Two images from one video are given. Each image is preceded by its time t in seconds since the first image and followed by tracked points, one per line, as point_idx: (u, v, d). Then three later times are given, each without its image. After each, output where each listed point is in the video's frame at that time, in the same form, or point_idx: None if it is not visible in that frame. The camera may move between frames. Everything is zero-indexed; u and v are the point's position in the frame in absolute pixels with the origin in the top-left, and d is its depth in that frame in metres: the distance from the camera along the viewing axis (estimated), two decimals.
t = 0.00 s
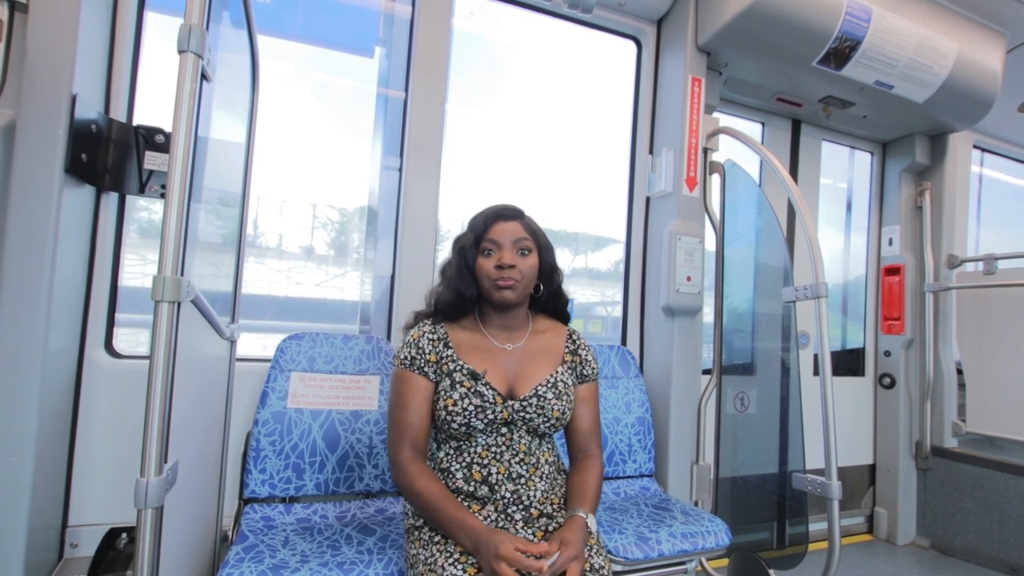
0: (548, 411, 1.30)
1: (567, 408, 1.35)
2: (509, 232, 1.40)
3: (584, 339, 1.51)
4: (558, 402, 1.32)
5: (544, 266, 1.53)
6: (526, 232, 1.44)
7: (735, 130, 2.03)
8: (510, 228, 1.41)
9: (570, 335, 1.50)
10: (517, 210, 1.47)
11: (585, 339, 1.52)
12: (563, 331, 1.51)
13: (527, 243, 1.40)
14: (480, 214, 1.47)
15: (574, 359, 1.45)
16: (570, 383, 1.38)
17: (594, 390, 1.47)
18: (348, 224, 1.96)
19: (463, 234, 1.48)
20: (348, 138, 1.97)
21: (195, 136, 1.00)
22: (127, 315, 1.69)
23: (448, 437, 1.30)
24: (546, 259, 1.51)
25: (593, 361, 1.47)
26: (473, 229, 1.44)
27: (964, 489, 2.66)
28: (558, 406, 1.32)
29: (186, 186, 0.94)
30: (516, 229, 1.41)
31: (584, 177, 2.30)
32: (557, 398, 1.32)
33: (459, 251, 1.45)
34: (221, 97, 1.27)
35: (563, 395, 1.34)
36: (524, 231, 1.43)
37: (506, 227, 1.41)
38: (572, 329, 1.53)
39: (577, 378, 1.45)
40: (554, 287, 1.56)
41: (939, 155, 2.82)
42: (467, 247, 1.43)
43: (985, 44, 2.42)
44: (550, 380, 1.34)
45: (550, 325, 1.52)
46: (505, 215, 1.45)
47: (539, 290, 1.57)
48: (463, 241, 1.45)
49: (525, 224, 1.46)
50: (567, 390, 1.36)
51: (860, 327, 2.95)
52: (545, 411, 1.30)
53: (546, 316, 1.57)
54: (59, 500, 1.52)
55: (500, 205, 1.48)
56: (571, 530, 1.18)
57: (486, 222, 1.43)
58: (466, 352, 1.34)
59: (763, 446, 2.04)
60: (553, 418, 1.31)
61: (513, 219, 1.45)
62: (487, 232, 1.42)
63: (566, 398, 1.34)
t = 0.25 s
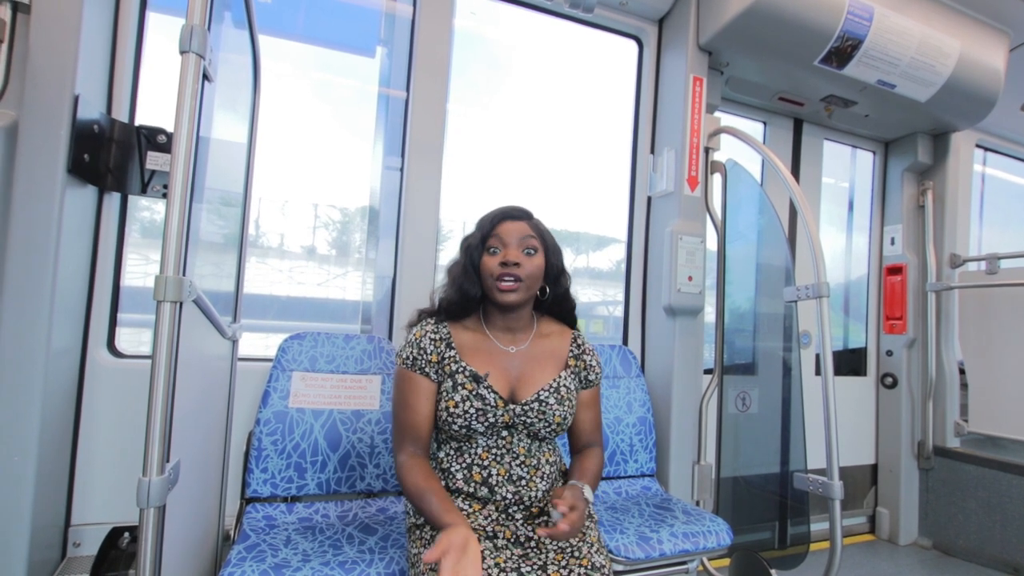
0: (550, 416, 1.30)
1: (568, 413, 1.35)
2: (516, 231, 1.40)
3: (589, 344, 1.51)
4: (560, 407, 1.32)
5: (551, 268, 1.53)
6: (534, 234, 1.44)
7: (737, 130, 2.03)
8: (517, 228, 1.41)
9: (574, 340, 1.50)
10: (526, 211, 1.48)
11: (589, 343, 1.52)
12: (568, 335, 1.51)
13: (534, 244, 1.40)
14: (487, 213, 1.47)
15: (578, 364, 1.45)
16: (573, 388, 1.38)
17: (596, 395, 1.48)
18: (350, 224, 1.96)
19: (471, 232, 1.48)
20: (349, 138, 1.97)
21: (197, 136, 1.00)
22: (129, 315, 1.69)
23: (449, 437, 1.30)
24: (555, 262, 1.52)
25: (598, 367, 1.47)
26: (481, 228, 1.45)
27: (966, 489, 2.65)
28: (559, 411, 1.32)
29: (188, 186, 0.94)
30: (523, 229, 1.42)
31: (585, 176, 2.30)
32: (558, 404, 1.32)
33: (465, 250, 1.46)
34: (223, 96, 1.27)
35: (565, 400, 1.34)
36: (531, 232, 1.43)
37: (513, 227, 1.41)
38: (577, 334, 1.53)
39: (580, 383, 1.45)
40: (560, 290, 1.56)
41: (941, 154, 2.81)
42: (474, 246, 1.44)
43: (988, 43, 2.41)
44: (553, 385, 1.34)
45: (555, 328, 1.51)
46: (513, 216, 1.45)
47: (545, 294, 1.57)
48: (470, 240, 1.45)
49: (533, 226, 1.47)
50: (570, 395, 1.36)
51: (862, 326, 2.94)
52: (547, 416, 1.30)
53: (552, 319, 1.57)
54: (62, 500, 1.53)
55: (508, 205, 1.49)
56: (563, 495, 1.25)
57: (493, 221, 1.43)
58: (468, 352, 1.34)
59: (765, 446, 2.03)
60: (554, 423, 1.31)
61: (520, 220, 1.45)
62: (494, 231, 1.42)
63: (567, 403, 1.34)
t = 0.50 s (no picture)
0: (548, 417, 1.30)
1: (567, 414, 1.35)
2: (516, 236, 1.39)
3: (589, 345, 1.51)
4: (558, 408, 1.32)
5: (553, 271, 1.52)
6: (537, 239, 1.42)
7: (736, 130, 2.03)
8: (518, 232, 1.40)
9: (574, 341, 1.50)
10: (529, 213, 1.45)
11: (589, 344, 1.52)
12: (568, 337, 1.51)
13: (533, 251, 1.39)
14: (490, 215, 1.45)
15: (578, 365, 1.45)
16: (572, 389, 1.38)
17: (595, 396, 1.48)
18: (350, 224, 1.96)
19: (473, 232, 1.47)
20: (349, 138, 1.97)
21: (197, 136, 1.00)
22: (130, 315, 1.70)
23: (448, 438, 1.30)
24: (557, 266, 1.51)
25: (597, 368, 1.47)
26: (483, 230, 1.43)
27: (967, 489, 2.65)
28: (558, 412, 1.32)
29: (188, 186, 0.94)
30: (524, 234, 1.40)
31: (585, 176, 2.30)
32: (557, 404, 1.32)
33: (467, 250, 1.46)
34: (223, 97, 1.27)
35: (563, 402, 1.34)
36: (533, 238, 1.41)
37: (515, 231, 1.40)
38: (577, 335, 1.53)
39: (580, 385, 1.45)
40: (561, 292, 1.56)
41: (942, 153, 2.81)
42: (475, 247, 1.43)
43: (988, 42, 2.40)
44: (551, 386, 1.34)
45: (554, 330, 1.51)
46: (515, 218, 1.43)
47: (545, 296, 1.57)
48: (472, 241, 1.44)
49: (537, 229, 1.44)
50: (568, 396, 1.36)
51: (862, 326, 2.94)
52: (545, 416, 1.30)
53: (552, 321, 1.57)
54: (63, 500, 1.53)
55: (512, 206, 1.46)
56: (602, 502, 1.28)
57: (495, 223, 1.42)
58: (466, 354, 1.35)
59: (765, 446, 2.03)
60: (552, 424, 1.31)
61: (522, 224, 1.43)
62: (495, 234, 1.41)
63: (566, 404, 1.34)
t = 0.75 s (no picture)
0: (550, 420, 1.31)
1: (569, 417, 1.35)
2: (520, 238, 1.39)
3: (591, 346, 1.51)
4: (561, 410, 1.32)
5: (555, 272, 1.52)
6: (539, 241, 1.42)
7: (737, 130, 2.03)
8: (522, 235, 1.39)
9: (576, 342, 1.50)
10: (530, 213, 1.44)
11: (591, 346, 1.52)
12: (570, 337, 1.51)
13: (538, 253, 1.39)
14: (491, 217, 1.44)
15: (580, 367, 1.45)
16: (574, 391, 1.39)
17: (596, 398, 1.49)
18: (351, 224, 1.97)
19: (474, 235, 1.47)
20: (350, 138, 1.97)
21: (198, 137, 1.00)
22: (132, 315, 1.70)
23: (450, 440, 1.30)
24: (559, 266, 1.51)
25: (599, 369, 1.48)
26: (485, 232, 1.43)
27: (968, 489, 2.64)
28: (560, 414, 1.32)
29: (189, 187, 0.95)
30: (527, 236, 1.40)
31: (586, 176, 2.30)
32: (560, 407, 1.33)
33: (469, 253, 1.45)
34: (224, 97, 1.27)
35: (566, 404, 1.34)
36: (537, 240, 1.42)
37: (518, 233, 1.39)
38: (579, 336, 1.53)
39: (582, 387, 1.45)
40: (563, 293, 1.56)
41: (943, 153, 2.81)
42: (477, 251, 1.43)
43: (990, 42, 2.40)
44: (554, 389, 1.34)
45: (556, 331, 1.51)
46: (518, 220, 1.42)
47: (547, 297, 1.57)
48: (474, 244, 1.44)
49: (538, 230, 1.44)
50: (571, 399, 1.37)
51: (863, 326, 2.94)
52: (547, 419, 1.30)
53: (554, 321, 1.57)
54: (65, 500, 1.54)
55: (512, 207, 1.45)
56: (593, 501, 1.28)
57: (498, 226, 1.41)
58: (469, 357, 1.34)
59: (766, 446, 2.03)
60: (555, 426, 1.32)
61: (524, 226, 1.42)
62: (498, 237, 1.40)
63: (568, 407, 1.35)
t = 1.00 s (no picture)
0: (553, 421, 1.30)
1: (572, 417, 1.35)
2: (523, 237, 1.39)
3: (593, 346, 1.51)
4: (563, 411, 1.32)
5: (558, 270, 1.53)
6: (542, 240, 1.43)
7: (739, 129, 2.02)
8: (525, 234, 1.40)
9: (578, 342, 1.50)
10: (532, 212, 1.45)
11: (593, 346, 1.52)
12: (572, 337, 1.51)
13: (542, 252, 1.39)
14: (493, 216, 1.44)
15: (583, 367, 1.45)
16: (577, 392, 1.38)
17: (599, 399, 1.49)
18: (354, 224, 1.97)
19: (476, 234, 1.46)
20: (353, 137, 1.97)
21: (201, 137, 1.01)
22: (135, 315, 1.70)
23: (452, 440, 1.30)
24: (561, 265, 1.52)
25: (602, 370, 1.47)
26: (488, 232, 1.42)
27: (972, 489, 2.63)
28: (563, 415, 1.32)
29: (193, 187, 0.95)
30: (531, 235, 1.40)
31: (589, 176, 2.29)
32: (562, 407, 1.32)
33: (471, 253, 1.45)
34: (226, 97, 1.27)
35: (568, 404, 1.34)
36: (540, 239, 1.42)
37: (521, 232, 1.39)
38: (581, 336, 1.53)
39: (585, 387, 1.45)
40: (565, 292, 1.56)
41: (947, 152, 2.80)
42: (480, 250, 1.42)
43: (994, 40, 2.39)
44: (556, 389, 1.34)
45: (559, 331, 1.51)
46: (521, 219, 1.43)
47: (549, 296, 1.57)
48: (477, 244, 1.43)
49: (540, 229, 1.44)
50: (573, 399, 1.36)
51: (866, 326, 2.94)
52: (550, 420, 1.30)
53: (556, 321, 1.57)
54: (69, 499, 1.54)
55: (514, 207, 1.45)
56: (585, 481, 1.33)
57: (501, 225, 1.41)
58: (473, 357, 1.34)
59: (769, 446, 2.02)
60: (557, 427, 1.31)
61: (528, 225, 1.43)
62: (501, 236, 1.40)
63: (571, 408, 1.34)
